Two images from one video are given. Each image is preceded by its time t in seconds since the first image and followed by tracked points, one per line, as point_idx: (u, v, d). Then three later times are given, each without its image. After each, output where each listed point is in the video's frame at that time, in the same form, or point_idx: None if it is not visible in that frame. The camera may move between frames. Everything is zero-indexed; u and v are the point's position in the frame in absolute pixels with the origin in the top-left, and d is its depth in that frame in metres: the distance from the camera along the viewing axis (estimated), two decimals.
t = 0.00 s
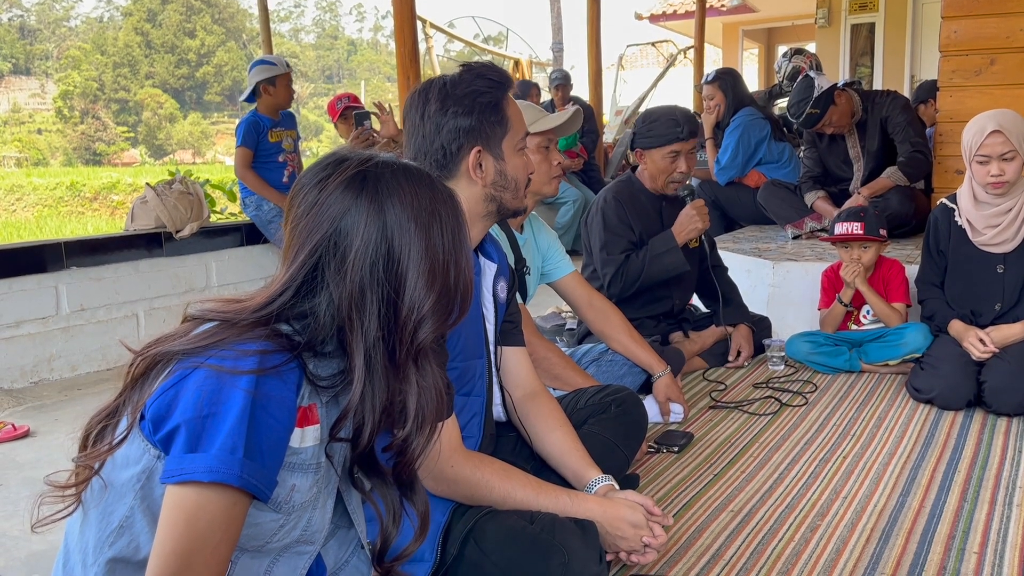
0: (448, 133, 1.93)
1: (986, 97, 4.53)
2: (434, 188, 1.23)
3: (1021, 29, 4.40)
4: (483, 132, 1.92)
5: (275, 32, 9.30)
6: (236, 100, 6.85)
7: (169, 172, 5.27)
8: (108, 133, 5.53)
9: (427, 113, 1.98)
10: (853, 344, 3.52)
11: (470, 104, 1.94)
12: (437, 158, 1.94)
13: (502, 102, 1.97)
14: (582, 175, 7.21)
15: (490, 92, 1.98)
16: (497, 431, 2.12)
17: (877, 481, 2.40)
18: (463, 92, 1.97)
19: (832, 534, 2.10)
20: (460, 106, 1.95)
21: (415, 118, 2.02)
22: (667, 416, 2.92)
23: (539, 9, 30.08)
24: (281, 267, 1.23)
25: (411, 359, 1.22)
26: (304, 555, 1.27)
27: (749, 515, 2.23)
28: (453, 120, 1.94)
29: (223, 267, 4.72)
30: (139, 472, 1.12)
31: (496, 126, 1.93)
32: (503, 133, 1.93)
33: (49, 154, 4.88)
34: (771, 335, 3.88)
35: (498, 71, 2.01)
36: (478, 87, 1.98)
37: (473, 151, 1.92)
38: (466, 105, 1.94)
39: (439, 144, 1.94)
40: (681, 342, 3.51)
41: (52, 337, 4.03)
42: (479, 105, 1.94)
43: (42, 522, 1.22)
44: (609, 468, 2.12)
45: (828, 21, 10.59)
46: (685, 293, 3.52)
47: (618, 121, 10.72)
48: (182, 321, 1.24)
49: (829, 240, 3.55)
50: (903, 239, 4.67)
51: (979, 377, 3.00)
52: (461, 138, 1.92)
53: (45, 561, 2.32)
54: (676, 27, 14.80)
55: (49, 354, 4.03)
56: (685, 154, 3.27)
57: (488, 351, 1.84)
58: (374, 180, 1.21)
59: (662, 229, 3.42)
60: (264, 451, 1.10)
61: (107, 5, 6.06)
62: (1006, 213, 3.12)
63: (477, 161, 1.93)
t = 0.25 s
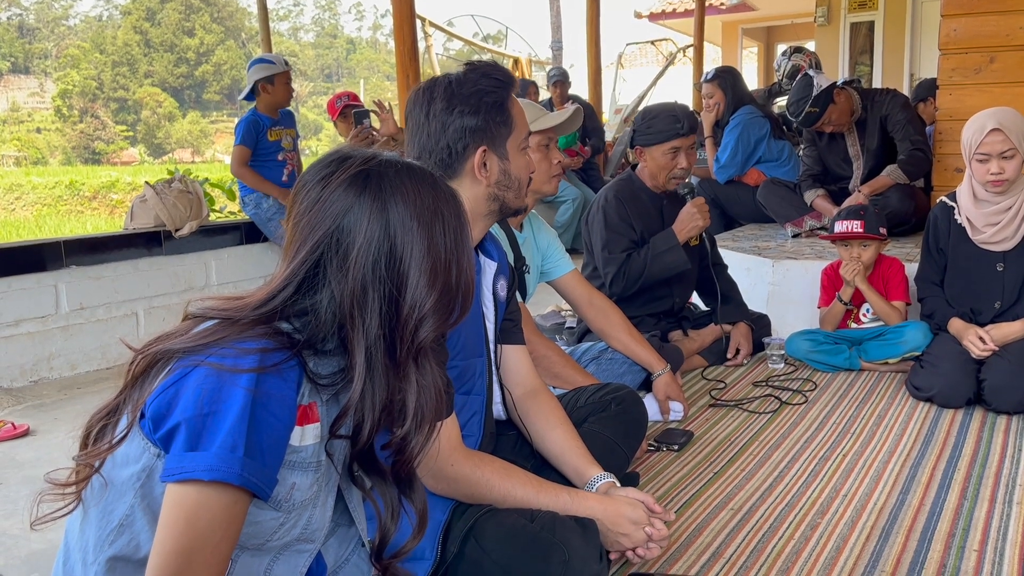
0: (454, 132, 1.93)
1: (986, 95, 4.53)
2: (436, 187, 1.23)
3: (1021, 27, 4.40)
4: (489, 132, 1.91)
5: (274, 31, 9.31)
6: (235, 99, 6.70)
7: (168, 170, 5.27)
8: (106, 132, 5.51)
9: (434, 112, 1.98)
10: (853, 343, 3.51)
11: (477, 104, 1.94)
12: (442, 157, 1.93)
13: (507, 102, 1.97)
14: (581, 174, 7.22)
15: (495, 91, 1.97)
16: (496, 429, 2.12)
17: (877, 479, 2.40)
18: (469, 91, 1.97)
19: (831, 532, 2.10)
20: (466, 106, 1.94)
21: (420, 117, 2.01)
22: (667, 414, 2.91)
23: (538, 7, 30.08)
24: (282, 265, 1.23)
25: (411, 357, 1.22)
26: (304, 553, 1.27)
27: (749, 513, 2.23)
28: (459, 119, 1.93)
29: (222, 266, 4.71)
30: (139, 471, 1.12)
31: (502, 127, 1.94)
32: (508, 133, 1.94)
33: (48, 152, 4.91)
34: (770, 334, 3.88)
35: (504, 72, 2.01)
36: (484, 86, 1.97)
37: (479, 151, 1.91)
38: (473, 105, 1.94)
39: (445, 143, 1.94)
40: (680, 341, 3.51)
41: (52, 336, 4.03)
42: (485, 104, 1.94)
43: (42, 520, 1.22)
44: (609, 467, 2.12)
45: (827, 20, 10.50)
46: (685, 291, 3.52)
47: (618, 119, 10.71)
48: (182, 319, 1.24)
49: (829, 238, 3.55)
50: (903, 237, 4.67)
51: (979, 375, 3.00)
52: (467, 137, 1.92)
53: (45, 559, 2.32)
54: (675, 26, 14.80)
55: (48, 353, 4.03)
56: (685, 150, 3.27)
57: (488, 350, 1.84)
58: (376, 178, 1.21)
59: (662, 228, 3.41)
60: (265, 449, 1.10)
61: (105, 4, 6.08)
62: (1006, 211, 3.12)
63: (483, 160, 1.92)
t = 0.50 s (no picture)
0: (472, 132, 1.90)
1: (985, 93, 4.53)
2: (433, 183, 1.23)
3: (1019, 25, 4.39)
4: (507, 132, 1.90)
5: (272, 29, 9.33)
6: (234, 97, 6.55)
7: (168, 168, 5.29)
8: (104, 130, 5.51)
9: (449, 111, 1.93)
10: (852, 340, 3.51)
11: (492, 103, 1.92)
12: (462, 156, 1.90)
13: (515, 100, 1.98)
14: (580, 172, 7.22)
15: (506, 91, 1.97)
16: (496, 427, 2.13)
17: (876, 477, 2.40)
18: (483, 90, 1.94)
19: (830, 529, 2.11)
20: (482, 105, 1.92)
21: (433, 117, 1.96)
22: (666, 412, 2.91)
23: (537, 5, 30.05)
24: (278, 262, 1.22)
25: (408, 353, 1.22)
26: (304, 551, 1.27)
27: (748, 510, 2.23)
28: (476, 119, 1.91)
29: (221, 263, 4.71)
30: (137, 469, 1.12)
31: (517, 125, 1.95)
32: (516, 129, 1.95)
33: (45, 151, 4.87)
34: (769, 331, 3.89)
35: (509, 72, 2.01)
36: (495, 85, 1.96)
37: (496, 151, 1.90)
38: (487, 104, 1.92)
39: (462, 142, 1.90)
40: (679, 338, 3.52)
41: (51, 334, 4.03)
42: (499, 103, 1.93)
43: (41, 519, 1.22)
44: (608, 465, 2.12)
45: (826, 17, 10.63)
46: (684, 289, 3.52)
47: (616, 117, 10.71)
48: (180, 318, 1.23)
49: (828, 235, 3.56)
50: (902, 234, 4.67)
51: (977, 373, 3.00)
52: (486, 137, 1.90)
53: (44, 557, 2.32)
54: (674, 23, 14.79)
55: (47, 351, 4.03)
56: (685, 151, 3.27)
57: (487, 349, 1.85)
58: (371, 174, 1.20)
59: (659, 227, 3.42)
60: (263, 447, 1.10)
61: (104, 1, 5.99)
62: (1004, 209, 3.12)
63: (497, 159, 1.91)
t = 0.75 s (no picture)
0: (472, 126, 1.90)
1: (983, 90, 4.53)
2: (425, 176, 1.23)
3: (1017, 22, 4.40)
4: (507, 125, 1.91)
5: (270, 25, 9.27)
6: (232, 94, 6.59)
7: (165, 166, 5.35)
8: (102, 128, 5.50)
9: (448, 107, 1.93)
10: (850, 337, 3.52)
11: (490, 95, 1.92)
12: (461, 151, 1.90)
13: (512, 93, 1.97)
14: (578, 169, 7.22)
15: (504, 83, 1.96)
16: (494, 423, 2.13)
17: (875, 473, 2.41)
18: (480, 84, 1.94)
19: (828, 525, 2.11)
20: (480, 98, 1.92)
21: (432, 113, 1.96)
22: (665, 408, 2.93)
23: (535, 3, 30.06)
24: (278, 262, 1.22)
25: (409, 347, 1.22)
26: (304, 548, 1.27)
27: (747, 507, 2.23)
28: (474, 113, 1.91)
29: (219, 260, 4.71)
30: (140, 467, 1.12)
31: (516, 119, 1.95)
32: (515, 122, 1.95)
33: (44, 148, 4.90)
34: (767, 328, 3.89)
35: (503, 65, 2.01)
36: (491, 78, 1.95)
37: (495, 145, 1.90)
38: (485, 97, 1.92)
39: (463, 135, 1.90)
40: (677, 335, 3.52)
41: (49, 331, 4.03)
42: (496, 96, 1.93)
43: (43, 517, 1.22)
44: (606, 462, 2.12)
45: (824, 14, 10.81)
46: (679, 289, 3.51)
47: (614, 114, 10.72)
48: (181, 317, 1.23)
49: (826, 231, 3.56)
50: (900, 231, 4.68)
51: (975, 369, 3.01)
52: (485, 130, 1.90)
53: (43, 554, 2.32)
54: (672, 21, 14.80)
55: (45, 348, 4.03)
56: (682, 156, 3.27)
57: (486, 346, 1.85)
58: (365, 171, 1.20)
59: (653, 229, 3.42)
60: (265, 445, 1.10)
61: None
62: (1002, 205, 3.12)
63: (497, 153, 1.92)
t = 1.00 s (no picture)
0: (467, 121, 1.90)
1: (981, 86, 4.53)
2: (443, 181, 1.23)
3: (1016, 18, 4.40)
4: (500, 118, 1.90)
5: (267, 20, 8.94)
6: (230, 90, 6.61)
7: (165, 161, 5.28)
8: (99, 123, 5.46)
9: (441, 105, 1.93)
10: (848, 333, 3.52)
11: (479, 87, 1.92)
12: (457, 145, 1.90)
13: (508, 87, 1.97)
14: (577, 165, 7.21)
15: (495, 75, 1.96)
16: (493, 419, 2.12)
17: (873, 469, 2.41)
18: (476, 78, 1.94)
19: (826, 521, 2.11)
20: (472, 94, 1.91)
21: (426, 112, 1.95)
22: (664, 405, 2.94)
23: None
24: (284, 254, 1.22)
25: (409, 350, 1.22)
26: (304, 545, 1.27)
27: (745, 502, 2.23)
28: (469, 108, 1.90)
29: (218, 256, 4.70)
30: (140, 463, 1.12)
31: (511, 112, 1.94)
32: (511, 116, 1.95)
33: (41, 144, 4.81)
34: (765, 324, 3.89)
35: (494, 59, 2.00)
36: (487, 72, 1.95)
37: (490, 138, 1.90)
38: (480, 91, 1.91)
39: (457, 130, 1.90)
40: (676, 331, 3.52)
41: (47, 326, 4.02)
42: (491, 90, 1.92)
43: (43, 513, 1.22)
44: (605, 457, 2.11)
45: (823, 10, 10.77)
46: (677, 279, 3.49)
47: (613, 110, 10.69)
48: (183, 311, 1.24)
49: (824, 227, 3.56)
50: (899, 227, 4.68)
51: (973, 365, 3.01)
52: (480, 124, 1.89)
53: (42, 550, 2.32)
54: (670, 16, 14.78)
55: (43, 344, 4.02)
56: (668, 131, 3.26)
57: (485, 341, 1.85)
58: (382, 170, 1.20)
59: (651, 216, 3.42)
60: (265, 443, 1.11)
61: None
62: (1000, 201, 3.13)
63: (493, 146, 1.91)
